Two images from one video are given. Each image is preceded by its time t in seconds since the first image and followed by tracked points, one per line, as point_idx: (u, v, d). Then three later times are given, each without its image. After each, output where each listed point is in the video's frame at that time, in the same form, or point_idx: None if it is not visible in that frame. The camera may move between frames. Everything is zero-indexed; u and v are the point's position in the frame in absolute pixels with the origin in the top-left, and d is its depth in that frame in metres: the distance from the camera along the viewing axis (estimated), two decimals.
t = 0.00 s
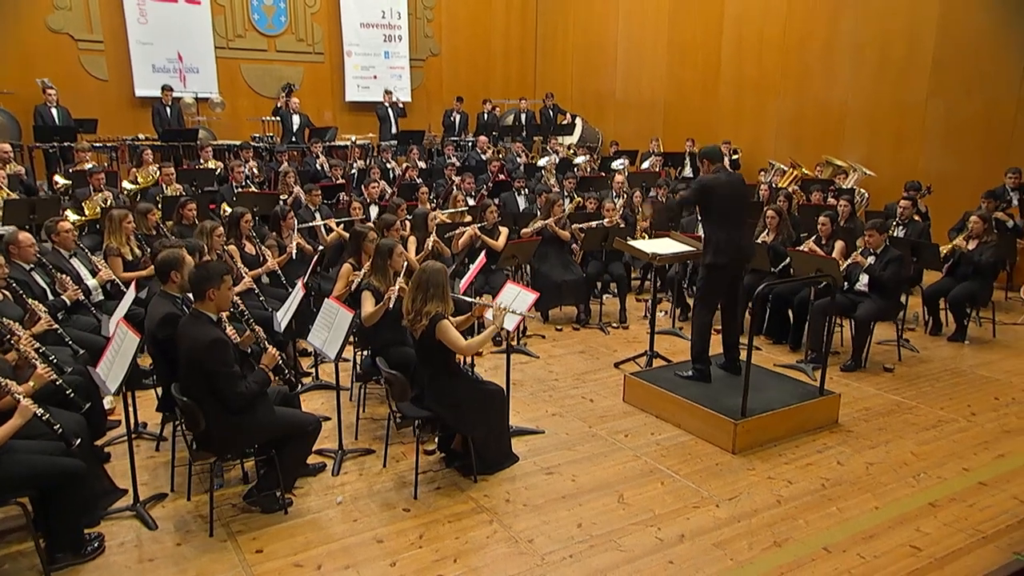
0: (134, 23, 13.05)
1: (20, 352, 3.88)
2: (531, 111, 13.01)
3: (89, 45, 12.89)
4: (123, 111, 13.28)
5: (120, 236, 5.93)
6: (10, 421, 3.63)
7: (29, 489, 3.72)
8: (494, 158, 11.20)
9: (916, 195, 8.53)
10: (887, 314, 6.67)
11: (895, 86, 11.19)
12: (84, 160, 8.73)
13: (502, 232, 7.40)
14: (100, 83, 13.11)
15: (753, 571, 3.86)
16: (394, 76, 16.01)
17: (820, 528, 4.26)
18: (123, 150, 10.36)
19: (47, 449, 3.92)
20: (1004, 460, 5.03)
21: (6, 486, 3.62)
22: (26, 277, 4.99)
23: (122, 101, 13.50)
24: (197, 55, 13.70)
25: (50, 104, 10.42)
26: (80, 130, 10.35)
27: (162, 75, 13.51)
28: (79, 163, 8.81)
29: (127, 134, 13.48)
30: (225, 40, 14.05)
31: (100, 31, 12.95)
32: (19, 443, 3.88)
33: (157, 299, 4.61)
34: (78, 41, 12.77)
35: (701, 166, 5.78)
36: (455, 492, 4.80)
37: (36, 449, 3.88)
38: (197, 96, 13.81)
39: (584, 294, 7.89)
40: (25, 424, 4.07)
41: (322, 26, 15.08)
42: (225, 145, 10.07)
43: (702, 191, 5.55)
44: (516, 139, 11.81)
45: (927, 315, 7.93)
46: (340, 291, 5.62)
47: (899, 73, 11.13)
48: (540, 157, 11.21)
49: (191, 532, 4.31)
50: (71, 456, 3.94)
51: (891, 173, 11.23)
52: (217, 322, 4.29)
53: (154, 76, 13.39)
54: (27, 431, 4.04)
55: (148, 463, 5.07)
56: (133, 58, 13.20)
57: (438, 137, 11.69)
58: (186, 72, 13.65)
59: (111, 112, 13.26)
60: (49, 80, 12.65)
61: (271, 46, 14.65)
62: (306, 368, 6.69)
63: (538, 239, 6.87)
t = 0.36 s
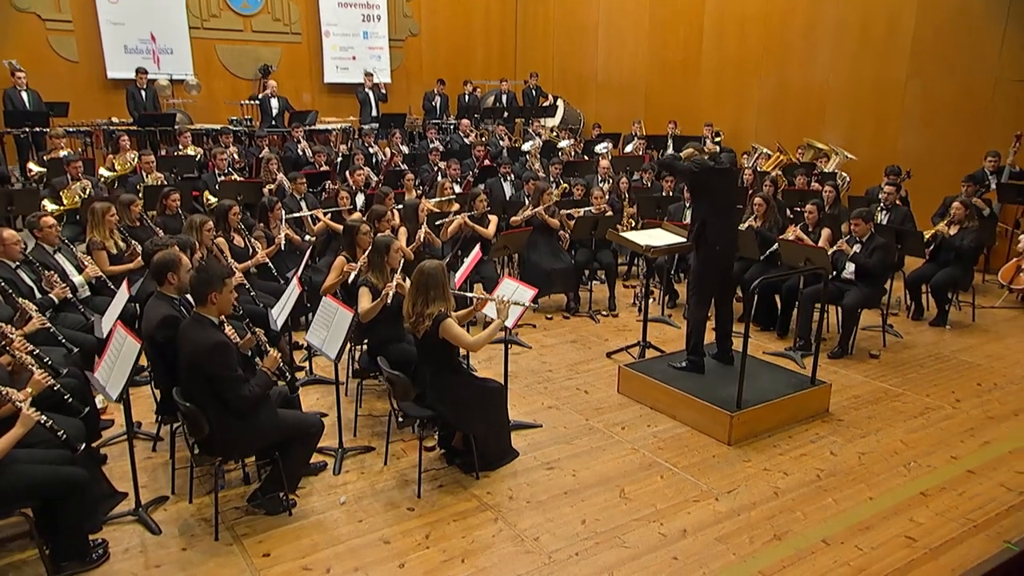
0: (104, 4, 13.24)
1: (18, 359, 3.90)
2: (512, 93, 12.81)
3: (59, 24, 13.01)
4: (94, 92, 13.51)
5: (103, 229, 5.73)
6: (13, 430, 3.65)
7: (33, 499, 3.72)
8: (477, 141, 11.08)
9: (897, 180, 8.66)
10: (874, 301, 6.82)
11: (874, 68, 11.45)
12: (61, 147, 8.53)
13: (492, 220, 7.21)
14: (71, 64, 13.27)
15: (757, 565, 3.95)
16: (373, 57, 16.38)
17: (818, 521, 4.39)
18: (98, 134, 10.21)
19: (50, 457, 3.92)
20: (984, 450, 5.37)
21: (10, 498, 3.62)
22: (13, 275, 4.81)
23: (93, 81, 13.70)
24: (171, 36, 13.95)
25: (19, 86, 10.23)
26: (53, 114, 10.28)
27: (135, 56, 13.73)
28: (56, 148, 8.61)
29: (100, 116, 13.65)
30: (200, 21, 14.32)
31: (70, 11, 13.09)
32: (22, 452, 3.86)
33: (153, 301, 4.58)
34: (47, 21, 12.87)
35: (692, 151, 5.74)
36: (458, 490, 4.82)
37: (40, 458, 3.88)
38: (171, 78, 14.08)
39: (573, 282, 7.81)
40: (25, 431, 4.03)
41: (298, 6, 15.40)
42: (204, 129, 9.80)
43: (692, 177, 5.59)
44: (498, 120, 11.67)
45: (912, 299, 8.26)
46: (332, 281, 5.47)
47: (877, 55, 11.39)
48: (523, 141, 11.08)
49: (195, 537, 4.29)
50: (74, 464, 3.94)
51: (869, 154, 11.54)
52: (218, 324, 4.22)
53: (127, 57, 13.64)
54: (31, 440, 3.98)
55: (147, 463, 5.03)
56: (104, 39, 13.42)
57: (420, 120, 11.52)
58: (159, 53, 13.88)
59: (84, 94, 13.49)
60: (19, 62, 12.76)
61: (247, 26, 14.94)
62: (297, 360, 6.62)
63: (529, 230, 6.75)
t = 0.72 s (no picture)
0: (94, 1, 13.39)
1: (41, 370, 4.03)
2: (499, 88, 12.81)
3: (47, 20, 13.16)
4: (85, 88, 13.75)
5: (105, 231, 5.70)
6: (41, 441, 3.79)
7: (61, 507, 3.86)
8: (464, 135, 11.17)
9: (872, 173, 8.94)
10: (851, 296, 7.16)
11: (847, 62, 11.80)
12: (56, 146, 8.58)
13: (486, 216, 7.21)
14: (62, 60, 13.48)
15: (753, 556, 4.25)
16: (361, 51, 16.74)
17: (807, 513, 4.73)
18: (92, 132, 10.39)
19: (75, 465, 4.06)
20: (958, 439, 5.75)
21: (40, 506, 3.76)
22: (24, 280, 4.86)
23: (84, 78, 13.87)
24: (161, 31, 14.17)
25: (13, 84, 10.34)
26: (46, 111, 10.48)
27: (126, 52, 13.99)
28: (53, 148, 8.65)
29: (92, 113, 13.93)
30: (189, 16, 14.55)
31: (58, 7, 13.23)
32: (49, 461, 3.99)
33: (167, 309, 4.70)
34: (37, 18, 13.04)
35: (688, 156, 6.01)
36: (466, 487, 5.05)
37: (65, 466, 4.01)
38: (162, 73, 14.37)
39: (564, 277, 7.89)
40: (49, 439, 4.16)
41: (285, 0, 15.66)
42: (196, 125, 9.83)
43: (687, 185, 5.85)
44: (485, 113, 11.77)
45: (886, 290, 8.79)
46: (337, 282, 5.61)
47: (851, 49, 11.72)
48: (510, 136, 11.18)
49: (215, 539, 4.45)
50: (98, 471, 4.08)
51: (843, 149, 11.94)
52: (236, 333, 4.38)
53: (117, 53, 13.91)
54: (58, 447, 4.09)
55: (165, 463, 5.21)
56: (95, 36, 13.64)
57: (408, 114, 11.60)
58: (149, 48, 14.16)
59: (76, 90, 13.74)
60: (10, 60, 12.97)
61: (236, 21, 15.20)
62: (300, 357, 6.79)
63: (523, 229, 6.86)
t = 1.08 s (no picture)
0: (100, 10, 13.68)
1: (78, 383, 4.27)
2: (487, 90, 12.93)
3: (55, 30, 13.41)
4: (90, 94, 14.03)
5: (121, 241, 5.91)
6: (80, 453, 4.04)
7: (100, 513, 4.13)
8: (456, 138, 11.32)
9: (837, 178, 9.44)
10: (824, 293, 7.76)
11: (817, 71, 12.99)
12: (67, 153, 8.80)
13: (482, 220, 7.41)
14: (69, 68, 13.71)
15: (743, 547, 4.66)
16: (356, 56, 17.35)
17: (791, 504, 5.16)
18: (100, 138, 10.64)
19: (111, 473, 4.32)
20: (926, 431, 6.23)
21: (82, 514, 4.02)
22: (50, 290, 5.07)
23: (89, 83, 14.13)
24: (163, 39, 14.46)
25: (25, 93, 10.48)
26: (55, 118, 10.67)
27: (129, 59, 14.25)
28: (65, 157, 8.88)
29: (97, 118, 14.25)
30: (190, 24, 14.89)
31: (65, 16, 13.46)
32: (90, 469, 4.26)
33: (190, 321, 4.93)
34: (44, 27, 13.24)
35: (686, 167, 6.40)
36: (475, 485, 5.40)
37: (102, 475, 4.27)
38: (165, 80, 14.61)
39: (556, 279, 8.03)
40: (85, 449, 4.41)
41: (283, 9, 16.14)
42: (201, 131, 10.15)
43: (682, 198, 6.22)
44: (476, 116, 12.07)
45: (855, 288, 9.49)
46: (345, 292, 5.82)
47: (819, 59, 12.91)
48: (501, 138, 11.41)
49: (243, 538, 4.75)
50: (132, 478, 4.34)
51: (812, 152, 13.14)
52: (261, 347, 4.65)
53: (123, 61, 14.18)
54: (96, 456, 4.35)
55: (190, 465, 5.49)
56: (100, 43, 13.88)
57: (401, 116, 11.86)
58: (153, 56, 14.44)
59: (81, 96, 13.98)
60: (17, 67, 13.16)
61: (235, 28, 15.61)
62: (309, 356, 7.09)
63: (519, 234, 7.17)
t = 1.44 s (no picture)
0: (118, 22, 14.14)
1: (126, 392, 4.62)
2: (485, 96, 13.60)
3: (76, 41, 13.86)
4: (110, 103, 14.51)
5: (148, 248, 6.19)
6: (131, 458, 4.38)
7: (150, 512, 4.49)
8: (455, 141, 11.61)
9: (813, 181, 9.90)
10: (805, 293, 8.37)
11: (793, 80, 13.60)
12: (92, 161, 9.19)
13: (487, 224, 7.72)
14: (89, 77, 14.17)
15: (737, 535, 5.13)
16: (360, 63, 18.03)
17: (781, 494, 5.62)
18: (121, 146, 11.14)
19: (157, 475, 4.67)
20: (899, 422, 6.73)
21: (134, 514, 4.37)
22: (89, 299, 5.37)
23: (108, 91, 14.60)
24: (179, 49, 15.01)
25: (49, 103, 11.24)
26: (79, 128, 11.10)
27: (146, 69, 14.79)
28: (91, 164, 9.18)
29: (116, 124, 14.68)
30: (204, 34, 15.39)
31: (85, 28, 13.93)
32: (139, 471, 4.61)
33: (222, 331, 5.26)
34: (66, 38, 13.72)
35: (686, 179, 6.73)
36: (489, 479, 5.81)
37: (150, 477, 4.62)
38: (180, 87, 15.21)
39: (555, 280, 8.29)
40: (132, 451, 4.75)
41: (292, 18, 16.68)
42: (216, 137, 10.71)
43: (682, 209, 6.59)
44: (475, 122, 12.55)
45: (830, 285, 10.06)
46: (364, 298, 6.20)
47: (794, 69, 13.52)
48: (498, 141, 11.73)
49: (278, 531, 5.13)
50: (177, 480, 4.70)
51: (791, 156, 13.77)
52: (292, 356, 5.00)
53: (140, 71, 14.70)
54: (143, 459, 4.71)
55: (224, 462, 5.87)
56: (119, 54, 14.38)
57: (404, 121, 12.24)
58: (169, 65, 15.02)
59: (102, 105, 14.46)
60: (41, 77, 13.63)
61: (246, 38, 16.12)
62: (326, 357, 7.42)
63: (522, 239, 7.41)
